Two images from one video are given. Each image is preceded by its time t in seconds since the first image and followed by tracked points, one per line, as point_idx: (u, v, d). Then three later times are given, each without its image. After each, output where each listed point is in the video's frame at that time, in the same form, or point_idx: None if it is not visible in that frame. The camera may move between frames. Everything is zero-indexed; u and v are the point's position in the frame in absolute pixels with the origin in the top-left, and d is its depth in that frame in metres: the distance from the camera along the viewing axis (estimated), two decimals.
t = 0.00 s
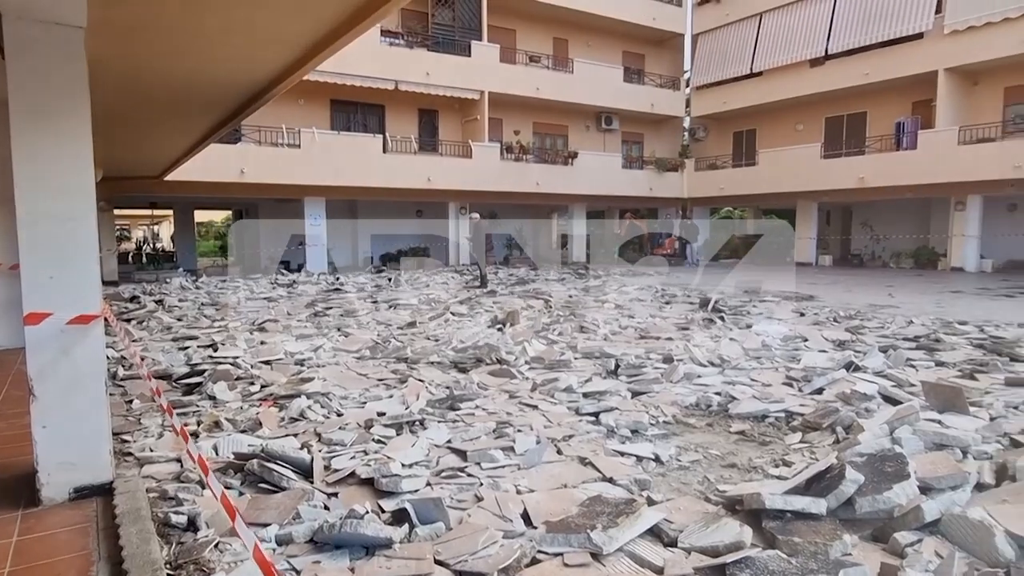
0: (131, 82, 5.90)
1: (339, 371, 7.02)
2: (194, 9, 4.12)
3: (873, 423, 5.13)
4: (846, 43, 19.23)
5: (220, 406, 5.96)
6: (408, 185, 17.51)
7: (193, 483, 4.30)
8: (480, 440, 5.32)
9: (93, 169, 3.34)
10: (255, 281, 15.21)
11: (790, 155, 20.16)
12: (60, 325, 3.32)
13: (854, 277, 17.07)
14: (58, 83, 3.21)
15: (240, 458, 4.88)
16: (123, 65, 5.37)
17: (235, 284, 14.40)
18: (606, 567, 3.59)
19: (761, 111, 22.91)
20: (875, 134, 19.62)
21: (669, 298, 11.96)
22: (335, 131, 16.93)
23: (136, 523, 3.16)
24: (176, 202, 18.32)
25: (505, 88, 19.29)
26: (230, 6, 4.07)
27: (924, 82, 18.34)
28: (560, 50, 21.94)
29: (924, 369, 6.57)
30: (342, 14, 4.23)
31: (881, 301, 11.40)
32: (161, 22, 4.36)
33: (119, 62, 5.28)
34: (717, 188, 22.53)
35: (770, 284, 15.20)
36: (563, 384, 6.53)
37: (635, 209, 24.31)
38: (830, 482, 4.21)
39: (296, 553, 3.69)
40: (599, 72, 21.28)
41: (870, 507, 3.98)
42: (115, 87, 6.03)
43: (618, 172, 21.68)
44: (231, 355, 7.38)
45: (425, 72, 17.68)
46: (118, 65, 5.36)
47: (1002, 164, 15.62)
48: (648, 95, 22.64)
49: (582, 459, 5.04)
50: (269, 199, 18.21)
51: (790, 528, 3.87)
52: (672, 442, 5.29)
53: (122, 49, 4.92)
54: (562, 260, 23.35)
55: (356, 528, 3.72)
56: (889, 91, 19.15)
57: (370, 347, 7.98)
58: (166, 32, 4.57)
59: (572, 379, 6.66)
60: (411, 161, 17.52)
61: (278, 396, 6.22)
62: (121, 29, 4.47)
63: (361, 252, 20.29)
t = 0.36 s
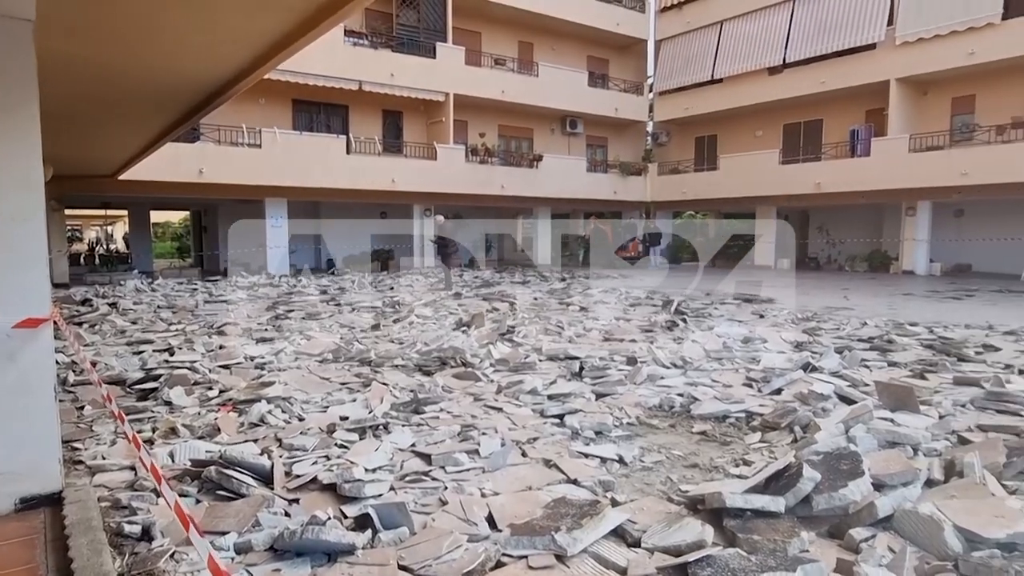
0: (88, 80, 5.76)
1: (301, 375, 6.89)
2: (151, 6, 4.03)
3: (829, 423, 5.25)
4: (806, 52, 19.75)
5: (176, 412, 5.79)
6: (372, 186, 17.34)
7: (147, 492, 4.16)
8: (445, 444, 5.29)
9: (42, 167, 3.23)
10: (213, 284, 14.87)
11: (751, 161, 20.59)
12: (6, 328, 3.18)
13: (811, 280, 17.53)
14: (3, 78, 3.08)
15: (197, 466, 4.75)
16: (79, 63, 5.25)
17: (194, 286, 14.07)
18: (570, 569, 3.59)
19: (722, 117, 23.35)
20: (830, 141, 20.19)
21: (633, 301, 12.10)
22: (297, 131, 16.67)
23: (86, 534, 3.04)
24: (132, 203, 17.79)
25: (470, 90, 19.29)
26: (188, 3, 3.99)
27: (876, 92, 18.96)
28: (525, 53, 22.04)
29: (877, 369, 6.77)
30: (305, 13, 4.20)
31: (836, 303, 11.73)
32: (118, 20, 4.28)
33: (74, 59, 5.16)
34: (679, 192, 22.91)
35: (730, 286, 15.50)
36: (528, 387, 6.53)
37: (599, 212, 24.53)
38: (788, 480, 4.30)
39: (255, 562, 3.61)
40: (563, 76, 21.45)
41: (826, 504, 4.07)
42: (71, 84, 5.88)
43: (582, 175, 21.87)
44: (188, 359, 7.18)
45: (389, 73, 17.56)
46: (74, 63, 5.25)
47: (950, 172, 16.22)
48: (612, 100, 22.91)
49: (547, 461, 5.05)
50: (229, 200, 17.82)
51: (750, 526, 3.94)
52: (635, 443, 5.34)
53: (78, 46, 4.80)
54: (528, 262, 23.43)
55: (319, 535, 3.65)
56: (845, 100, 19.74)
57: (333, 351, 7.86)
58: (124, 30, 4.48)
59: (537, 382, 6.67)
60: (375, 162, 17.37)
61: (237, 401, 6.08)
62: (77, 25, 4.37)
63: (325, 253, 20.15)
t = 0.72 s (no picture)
0: (53, 78, 5.69)
1: (269, 379, 6.78)
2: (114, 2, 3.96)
3: (795, 422, 5.36)
4: (771, 59, 20.07)
5: (139, 416, 5.64)
6: (342, 186, 17.14)
7: (108, 498, 4.05)
8: (415, 446, 5.25)
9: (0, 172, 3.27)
10: (178, 285, 14.56)
11: (719, 164, 20.92)
12: None
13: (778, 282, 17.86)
14: None
15: (162, 471, 4.63)
16: (44, 62, 5.19)
17: (158, 288, 13.75)
18: (542, 571, 3.60)
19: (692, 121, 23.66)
20: (796, 146, 20.62)
21: (604, 302, 12.18)
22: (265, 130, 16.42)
23: (43, 543, 3.11)
24: (93, 202, 17.31)
25: (441, 92, 19.23)
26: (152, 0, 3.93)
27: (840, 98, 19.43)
28: (497, 54, 22.05)
29: (841, 369, 6.93)
30: (269, 13, 4.18)
31: (802, 305, 11.96)
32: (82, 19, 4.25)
33: (38, 58, 5.11)
34: (649, 195, 23.16)
35: (699, 288, 15.69)
36: (499, 389, 6.52)
37: (570, 214, 24.65)
38: (755, 480, 4.37)
39: (222, 569, 3.54)
40: (534, 79, 21.53)
41: (793, 503, 4.14)
42: (35, 83, 5.80)
43: (553, 177, 21.95)
44: (152, 362, 7.01)
45: (360, 73, 17.41)
46: (38, 61, 5.19)
47: (910, 177, 16.66)
48: (584, 103, 23.07)
49: (518, 463, 5.05)
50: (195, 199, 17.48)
51: (718, 525, 4.00)
52: (606, 444, 5.38)
53: (42, 44, 4.75)
54: (499, 264, 23.41)
55: (287, 540, 3.59)
56: (811, 106, 20.18)
57: (302, 353, 7.74)
58: (88, 28, 4.44)
59: (508, 384, 6.66)
60: (345, 162, 17.19)
61: (203, 405, 5.95)
62: (37, 23, 4.29)
63: (293, 253, 20.13)
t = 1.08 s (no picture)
0: (36, 78, 5.67)
1: (248, 380, 6.71)
2: None
3: (774, 421, 5.41)
4: (750, 62, 20.30)
5: (115, 419, 5.55)
6: (322, 186, 17.02)
7: (83, 503, 3.97)
8: (397, 448, 5.22)
9: None
10: (154, 286, 14.33)
11: (699, 166, 21.10)
12: None
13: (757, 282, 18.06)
14: None
15: (139, 475, 4.56)
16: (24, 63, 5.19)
17: (133, 289, 13.52)
18: (524, 571, 3.60)
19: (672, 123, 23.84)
20: (774, 148, 20.87)
21: (586, 303, 12.22)
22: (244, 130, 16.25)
23: (17, 550, 3.28)
24: (67, 202, 16.99)
25: (423, 92, 19.17)
26: None
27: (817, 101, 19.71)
28: (478, 55, 22.04)
29: (819, 368, 7.02)
30: (249, 11, 4.12)
31: (781, 305, 12.10)
32: (60, 19, 4.24)
33: (15, 58, 5.06)
34: (630, 196, 23.29)
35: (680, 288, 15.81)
36: (481, 390, 6.51)
37: (552, 215, 24.74)
38: (735, 478, 4.41)
39: (200, 573, 3.49)
40: (516, 79, 21.54)
41: (772, 500, 4.19)
42: (16, 83, 5.78)
43: (535, 178, 21.99)
44: (128, 365, 6.89)
45: (341, 73, 17.30)
46: (15, 61, 5.16)
47: (886, 179, 16.94)
48: (565, 104, 23.15)
49: (500, 463, 5.05)
50: (172, 199, 17.25)
51: (699, 523, 4.03)
52: (589, 444, 5.39)
53: (21, 46, 4.75)
54: (481, 264, 23.36)
55: (267, 543, 3.55)
56: (789, 109, 20.44)
57: (282, 354, 7.66)
58: (66, 29, 4.43)
59: (490, 384, 6.65)
60: (326, 162, 17.06)
61: (181, 407, 5.87)
62: (12, 20, 4.22)
63: (274, 254, 19.72)
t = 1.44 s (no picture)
0: (35, 80, 5.69)
1: (229, 382, 6.63)
2: None
3: (755, 419, 5.46)
4: (732, 62, 20.47)
5: (93, 422, 5.46)
6: (304, 187, 16.89)
7: (60, 507, 3.91)
8: (381, 448, 5.20)
9: None
10: (133, 287, 14.14)
11: (682, 166, 21.24)
12: None
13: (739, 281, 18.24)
14: None
15: (117, 478, 4.50)
16: (23, 64, 5.22)
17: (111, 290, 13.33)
18: (508, 570, 3.60)
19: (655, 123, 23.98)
20: (755, 148, 21.08)
21: (569, 302, 12.25)
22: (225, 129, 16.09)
23: None
24: (43, 202, 16.70)
25: (405, 92, 19.11)
26: None
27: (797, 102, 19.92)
28: (461, 55, 22.00)
29: (800, 366, 7.10)
30: (231, 8, 4.06)
31: (762, 304, 12.23)
32: (49, 20, 4.25)
33: None
34: (613, 196, 23.41)
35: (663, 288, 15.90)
36: (465, 389, 6.50)
37: (536, 215, 24.82)
38: (717, 475, 4.45)
39: None
40: (498, 78, 21.54)
41: (754, 497, 4.23)
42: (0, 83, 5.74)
43: (518, 178, 22.01)
44: (106, 367, 6.79)
45: (322, 72, 17.18)
46: None
47: (865, 179, 17.18)
48: (549, 103, 23.22)
49: (484, 463, 5.04)
50: (151, 199, 17.03)
51: (682, 521, 4.06)
52: (572, 443, 5.41)
53: (16, 46, 4.78)
54: (465, 264, 23.31)
55: (249, 546, 3.52)
56: (769, 110, 20.64)
57: (263, 355, 7.59)
58: (55, 28, 4.41)
59: (474, 384, 6.65)
60: (308, 162, 16.93)
61: (161, 410, 5.79)
62: None
63: (254, 253, 19.59)
